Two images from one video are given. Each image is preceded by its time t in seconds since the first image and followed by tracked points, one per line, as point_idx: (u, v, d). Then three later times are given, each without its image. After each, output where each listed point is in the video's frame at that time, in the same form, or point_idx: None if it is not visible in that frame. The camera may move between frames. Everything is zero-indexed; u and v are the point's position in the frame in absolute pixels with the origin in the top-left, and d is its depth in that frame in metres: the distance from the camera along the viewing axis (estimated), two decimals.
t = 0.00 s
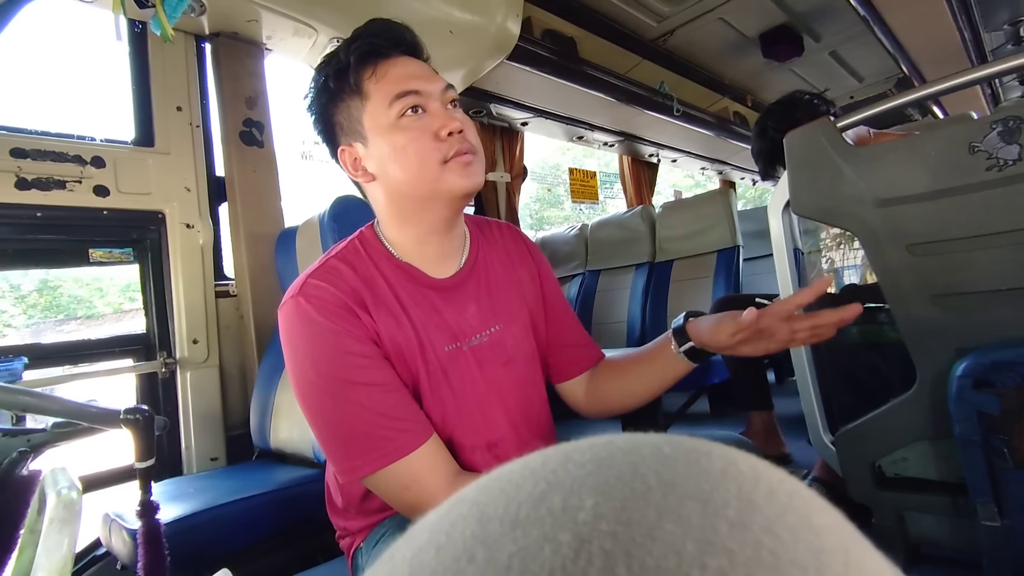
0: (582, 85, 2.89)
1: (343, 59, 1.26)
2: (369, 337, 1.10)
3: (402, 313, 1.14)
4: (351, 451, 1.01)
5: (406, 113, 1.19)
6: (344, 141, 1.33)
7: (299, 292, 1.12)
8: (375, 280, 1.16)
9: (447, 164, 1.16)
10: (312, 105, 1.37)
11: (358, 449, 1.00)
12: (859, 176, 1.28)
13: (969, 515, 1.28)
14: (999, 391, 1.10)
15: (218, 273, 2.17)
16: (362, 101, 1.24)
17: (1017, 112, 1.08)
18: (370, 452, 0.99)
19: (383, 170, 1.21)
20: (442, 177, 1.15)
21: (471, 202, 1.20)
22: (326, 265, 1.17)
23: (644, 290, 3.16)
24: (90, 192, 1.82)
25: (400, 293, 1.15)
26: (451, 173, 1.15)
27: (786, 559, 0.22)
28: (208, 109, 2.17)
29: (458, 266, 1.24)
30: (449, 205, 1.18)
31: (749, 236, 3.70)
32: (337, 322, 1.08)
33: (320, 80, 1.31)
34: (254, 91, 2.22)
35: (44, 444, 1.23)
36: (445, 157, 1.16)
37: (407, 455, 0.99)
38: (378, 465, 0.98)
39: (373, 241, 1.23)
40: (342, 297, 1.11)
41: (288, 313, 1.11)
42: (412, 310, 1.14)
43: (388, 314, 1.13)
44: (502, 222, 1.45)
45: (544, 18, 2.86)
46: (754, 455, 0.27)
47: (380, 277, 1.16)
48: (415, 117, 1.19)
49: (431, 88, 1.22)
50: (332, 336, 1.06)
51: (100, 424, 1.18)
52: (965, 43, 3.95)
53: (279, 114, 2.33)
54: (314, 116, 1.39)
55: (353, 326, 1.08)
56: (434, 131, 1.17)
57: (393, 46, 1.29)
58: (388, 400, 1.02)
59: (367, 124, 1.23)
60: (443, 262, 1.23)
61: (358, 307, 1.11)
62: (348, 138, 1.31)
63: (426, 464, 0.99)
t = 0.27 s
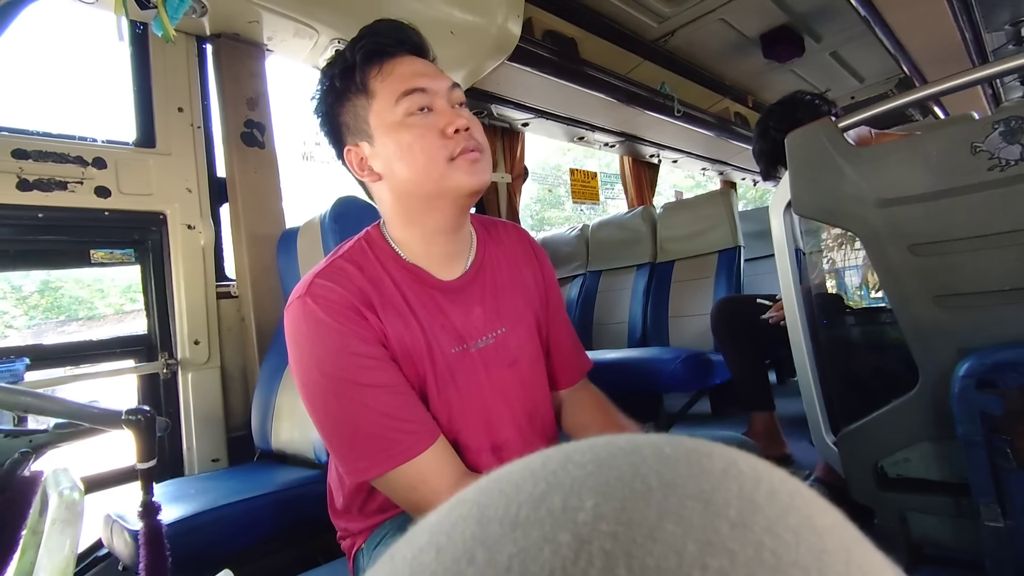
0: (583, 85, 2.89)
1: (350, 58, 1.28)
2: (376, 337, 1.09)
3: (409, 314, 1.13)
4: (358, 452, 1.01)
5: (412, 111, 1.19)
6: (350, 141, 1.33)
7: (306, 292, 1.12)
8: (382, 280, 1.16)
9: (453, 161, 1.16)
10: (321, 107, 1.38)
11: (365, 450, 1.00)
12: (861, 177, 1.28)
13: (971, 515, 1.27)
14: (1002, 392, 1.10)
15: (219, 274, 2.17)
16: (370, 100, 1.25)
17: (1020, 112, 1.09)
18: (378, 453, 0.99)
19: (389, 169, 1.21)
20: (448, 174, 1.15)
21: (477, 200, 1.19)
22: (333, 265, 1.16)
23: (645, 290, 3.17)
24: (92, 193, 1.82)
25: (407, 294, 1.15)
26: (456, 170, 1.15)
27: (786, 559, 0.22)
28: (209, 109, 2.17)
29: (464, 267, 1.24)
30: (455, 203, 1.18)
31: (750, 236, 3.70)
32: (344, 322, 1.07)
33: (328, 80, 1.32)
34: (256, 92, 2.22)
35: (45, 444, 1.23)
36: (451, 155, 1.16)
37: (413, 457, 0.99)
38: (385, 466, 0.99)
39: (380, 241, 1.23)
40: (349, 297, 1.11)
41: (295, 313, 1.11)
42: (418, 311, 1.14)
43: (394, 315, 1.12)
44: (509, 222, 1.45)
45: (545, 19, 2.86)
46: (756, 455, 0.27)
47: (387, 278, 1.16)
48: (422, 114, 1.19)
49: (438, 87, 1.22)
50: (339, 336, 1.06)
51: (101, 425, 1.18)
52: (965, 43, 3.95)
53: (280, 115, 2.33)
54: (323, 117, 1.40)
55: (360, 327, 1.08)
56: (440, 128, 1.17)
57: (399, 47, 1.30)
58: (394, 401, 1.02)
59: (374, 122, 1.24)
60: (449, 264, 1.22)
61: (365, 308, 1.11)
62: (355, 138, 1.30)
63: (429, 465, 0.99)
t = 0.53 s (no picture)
0: (584, 86, 2.89)
1: (385, 49, 1.29)
2: (381, 337, 1.09)
3: (415, 314, 1.13)
4: (360, 451, 1.01)
5: (437, 105, 1.19)
6: (372, 129, 1.31)
7: (313, 287, 1.11)
8: (389, 279, 1.15)
9: (471, 159, 1.15)
10: (347, 96, 1.38)
11: (366, 450, 1.01)
12: (861, 177, 1.28)
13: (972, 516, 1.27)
14: (1002, 392, 1.10)
15: (220, 275, 2.17)
16: (397, 90, 1.24)
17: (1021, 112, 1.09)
18: (378, 454, 0.99)
19: (406, 160, 1.20)
20: (465, 171, 1.14)
21: (490, 202, 1.18)
22: (341, 262, 1.16)
23: (645, 291, 3.17)
24: (93, 194, 1.83)
25: (414, 294, 1.15)
26: (473, 169, 1.14)
27: (786, 559, 0.22)
28: (210, 110, 2.17)
29: (471, 268, 1.24)
30: (468, 202, 1.16)
31: (750, 237, 3.70)
32: (351, 321, 1.07)
33: (360, 68, 1.32)
34: (257, 92, 2.22)
35: (46, 445, 1.23)
36: (470, 152, 1.15)
37: (413, 458, 0.99)
38: (386, 467, 0.99)
39: (388, 239, 1.22)
40: (356, 295, 1.10)
41: (301, 309, 1.11)
42: (425, 311, 1.14)
43: (401, 314, 1.12)
44: (517, 223, 1.45)
45: (546, 20, 2.86)
46: (756, 455, 0.27)
47: (394, 276, 1.16)
48: (446, 109, 1.19)
49: (466, 86, 1.22)
50: (345, 335, 1.06)
51: (102, 425, 1.18)
52: (966, 43, 3.94)
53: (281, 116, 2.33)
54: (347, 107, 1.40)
55: (366, 326, 1.08)
56: (462, 125, 1.16)
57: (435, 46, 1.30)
58: (397, 402, 1.02)
59: (398, 112, 1.23)
60: (458, 265, 1.22)
61: (372, 306, 1.11)
62: (377, 126, 1.29)
63: (431, 466, 0.99)
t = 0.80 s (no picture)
0: (584, 86, 2.90)
1: (416, 47, 1.29)
2: (396, 332, 1.09)
3: (430, 312, 1.14)
4: (369, 445, 1.00)
5: (464, 106, 1.21)
6: (397, 125, 1.31)
7: (331, 279, 1.11)
8: (405, 276, 1.16)
9: (496, 161, 1.17)
10: (372, 90, 1.39)
11: (376, 445, 1.00)
12: (862, 177, 1.28)
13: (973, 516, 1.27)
14: (1003, 392, 1.10)
15: (221, 275, 2.17)
16: (425, 89, 1.26)
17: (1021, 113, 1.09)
18: (388, 449, 0.99)
19: (430, 157, 1.22)
20: (489, 173, 1.16)
21: (510, 205, 1.20)
22: (358, 256, 1.16)
23: (646, 291, 3.17)
24: (94, 194, 1.83)
25: (430, 291, 1.15)
26: (495, 172, 1.17)
27: (790, 557, 0.22)
28: (211, 111, 2.17)
29: (485, 269, 1.25)
30: (489, 204, 1.18)
31: (751, 237, 3.70)
32: (367, 314, 1.07)
33: (389, 63, 1.33)
34: (258, 92, 2.23)
35: (48, 446, 1.22)
36: (494, 154, 1.17)
37: (422, 457, 0.98)
38: (393, 464, 0.98)
39: (405, 236, 1.23)
40: (373, 289, 1.10)
41: (317, 301, 1.10)
42: (440, 310, 1.14)
43: (416, 311, 1.13)
44: (529, 228, 1.46)
45: (547, 20, 2.86)
46: (758, 455, 0.28)
47: (409, 273, 1.16)
48: (473, 111, 1.21)
49: (493, 89, 1.24)
50: (361, 328, 1.06)
51: (104, 425, 1.18)
52: (966, 44, 3.95)
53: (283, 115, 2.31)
54: (371, 101, 1.40)
55: (382, 321, 1.08)
56: (488, 127, 1.18)
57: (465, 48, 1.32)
58: (409, 399, 1.02)
59: (425, 110, 1.24)
60: (471, 267, 1.23)
61: (388, 302, 1.11)
62: (401, 122, 1.29)
63: (435, 466, 0.99)
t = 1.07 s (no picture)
0: (585, 86, 2.90)
1: (441, 43, 1.28)
2: (410, 330, 1.09)
3: (444, 309, 1.13)
4: (376, 443, 1.00)
5: (488, 105, 1.20)
6: (416, 121, 1.30)
7: (346, 274, 1.10)
8: (420, 272, 1.15)
9: (517, 162, 1.17)
10: (392, 84, 1.37)
11: (382, 442, 1.00)
12: (862, 177, 1.28)
13: (975, 516, 1.27)
14: (1005, 392, 1.10)
15: (222, 275, 2.17)
16: (448, 86, 1.24)
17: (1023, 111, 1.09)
18: (394, 447, 0.99)
19: (452, 155, 1.21)
20: (510, 173, 1.16)
21: (529, 206, 1.20)
22: (373, 250, 1.15)
23: (647, 291, 3.17)
24: (94, 194, 1.83)
25: (444, 289, 1.15)
26: (517, 172, 1.16)
27: (787, 556, 0.22)
28: (212, 110, 2.17)
29: (498, 269, 1.24)
30: (509, 204, 1.18)
31: (752, 236, 3.70)
32: (381, 311, 1.07)
33: (412, 58, 1.31)
34: (259, 92, 2.24)
35: (48, 445, 1.23)
36: (516, 154, 1.17)
37: (428, 455, 0.98)
38: (399, 461, 0.98)
39: (420, 232, 1.22)
40: (388, 286, 1.10)
41: (331, 294, 1.10)
42: (454, 308, 1.14)
43: (429, 309, 1.12)
44: (542, 228, 1.46)
45: (547, 20, 2.86)
46: (756, 453, 0.27)
47: (424, 270, 1.16)
48: (497, 110, 1.20)
49: (516, 88, 1.24)
50: (374, 324, 1.05)
51: (105, 425, 1.18)
52: (968, 44, 3.95)
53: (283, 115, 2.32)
54: (390, 95, 1.39)
55: (395, 318, 1.08)
56: (511, 127, 1.18)
57: (489, 46, 1.31)
58: (419, 397, 1.02)
59: (447, 107, 1.23)
60: (485, 264, 1.23)
61: (402, 298, 1.11)
62: (422, 119, 1.28)
63: (439, 466, 0.99)
